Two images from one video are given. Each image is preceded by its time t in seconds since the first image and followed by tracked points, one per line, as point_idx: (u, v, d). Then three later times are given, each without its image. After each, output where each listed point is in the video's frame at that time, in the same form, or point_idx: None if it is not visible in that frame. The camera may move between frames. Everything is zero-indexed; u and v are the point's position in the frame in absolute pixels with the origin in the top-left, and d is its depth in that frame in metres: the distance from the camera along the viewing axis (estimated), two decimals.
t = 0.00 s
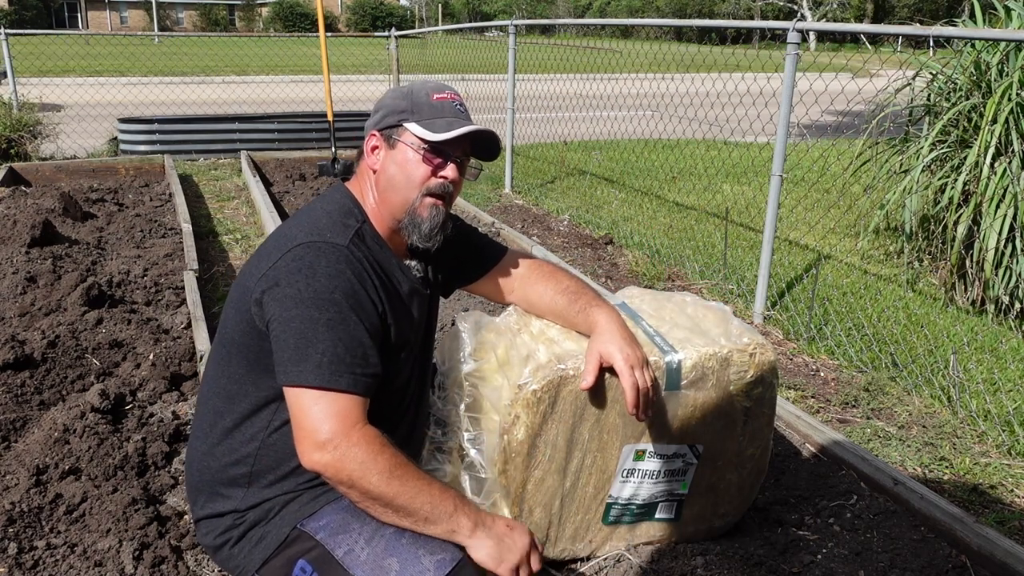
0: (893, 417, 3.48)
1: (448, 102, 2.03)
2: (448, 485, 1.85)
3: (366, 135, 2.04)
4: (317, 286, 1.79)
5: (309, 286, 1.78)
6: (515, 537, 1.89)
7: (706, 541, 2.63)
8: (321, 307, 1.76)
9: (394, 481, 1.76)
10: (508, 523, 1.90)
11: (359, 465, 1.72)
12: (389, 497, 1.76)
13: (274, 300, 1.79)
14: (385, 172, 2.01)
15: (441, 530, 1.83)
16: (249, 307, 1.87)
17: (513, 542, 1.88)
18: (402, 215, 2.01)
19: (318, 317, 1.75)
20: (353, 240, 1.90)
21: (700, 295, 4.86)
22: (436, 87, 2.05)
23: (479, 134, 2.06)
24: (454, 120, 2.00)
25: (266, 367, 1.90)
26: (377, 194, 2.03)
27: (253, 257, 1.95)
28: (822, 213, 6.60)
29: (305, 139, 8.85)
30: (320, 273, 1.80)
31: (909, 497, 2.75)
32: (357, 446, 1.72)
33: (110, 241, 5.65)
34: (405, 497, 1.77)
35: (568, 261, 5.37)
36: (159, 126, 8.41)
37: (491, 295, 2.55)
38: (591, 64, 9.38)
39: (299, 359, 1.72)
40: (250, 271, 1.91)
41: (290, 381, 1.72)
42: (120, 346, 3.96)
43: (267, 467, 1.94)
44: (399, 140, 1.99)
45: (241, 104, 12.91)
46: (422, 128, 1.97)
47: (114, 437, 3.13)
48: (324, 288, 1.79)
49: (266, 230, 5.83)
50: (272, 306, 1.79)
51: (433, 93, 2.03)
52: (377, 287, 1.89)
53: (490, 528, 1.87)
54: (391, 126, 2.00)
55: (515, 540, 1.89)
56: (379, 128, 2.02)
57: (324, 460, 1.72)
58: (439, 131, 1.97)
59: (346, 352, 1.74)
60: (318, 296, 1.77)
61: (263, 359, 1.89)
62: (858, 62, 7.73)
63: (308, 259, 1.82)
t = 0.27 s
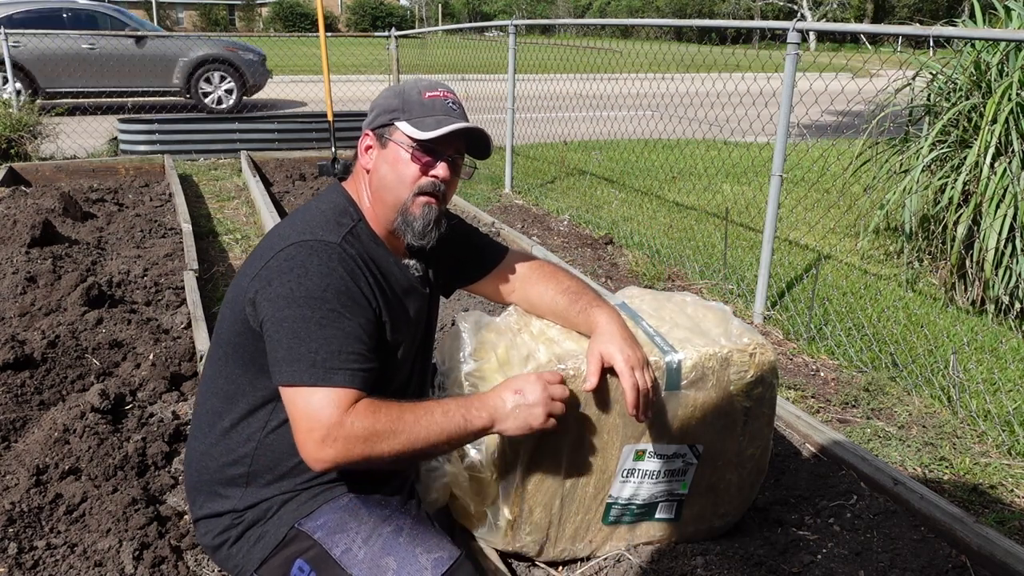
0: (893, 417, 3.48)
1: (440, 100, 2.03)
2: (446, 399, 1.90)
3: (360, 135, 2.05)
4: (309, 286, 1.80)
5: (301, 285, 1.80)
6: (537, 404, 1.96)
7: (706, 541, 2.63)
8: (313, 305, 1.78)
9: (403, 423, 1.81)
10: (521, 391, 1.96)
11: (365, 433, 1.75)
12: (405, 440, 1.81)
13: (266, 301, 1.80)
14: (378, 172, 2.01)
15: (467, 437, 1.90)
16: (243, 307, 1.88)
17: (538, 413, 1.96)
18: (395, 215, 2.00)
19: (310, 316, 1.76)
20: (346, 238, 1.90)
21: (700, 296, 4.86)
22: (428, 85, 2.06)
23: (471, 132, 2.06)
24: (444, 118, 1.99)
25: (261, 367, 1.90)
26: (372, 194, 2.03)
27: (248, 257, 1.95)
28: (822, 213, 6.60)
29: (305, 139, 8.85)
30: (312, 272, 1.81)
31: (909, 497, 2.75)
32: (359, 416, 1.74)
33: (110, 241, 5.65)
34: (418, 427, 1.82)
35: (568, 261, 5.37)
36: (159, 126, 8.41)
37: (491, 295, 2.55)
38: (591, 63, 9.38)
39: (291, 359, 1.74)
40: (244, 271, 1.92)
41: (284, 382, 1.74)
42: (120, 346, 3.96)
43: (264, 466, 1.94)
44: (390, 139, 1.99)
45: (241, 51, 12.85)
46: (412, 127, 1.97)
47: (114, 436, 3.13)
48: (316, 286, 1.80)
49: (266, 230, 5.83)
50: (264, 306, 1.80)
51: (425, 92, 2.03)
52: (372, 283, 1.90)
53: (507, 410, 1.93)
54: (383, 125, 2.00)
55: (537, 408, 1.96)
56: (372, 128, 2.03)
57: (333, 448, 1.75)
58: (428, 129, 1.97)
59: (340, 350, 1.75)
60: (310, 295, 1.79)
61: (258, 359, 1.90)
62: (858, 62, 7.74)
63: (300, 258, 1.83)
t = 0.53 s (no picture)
0: (893, 417, 3.48)
1: (433, 99, 2.03)
2: (451, 335, 1.90)
3: (356, 134, 2.06)
4: (323, 280, 1.81)
5: (316, 280, 1.81)
6: (522, 297, 1.96)
7: (706, 541, 2.63)
8: (334, 296, 1.80)
9: (434, 369, 1.82)
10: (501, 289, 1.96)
11: (409, 396, 1.77)
12: (444, 386, 1.82)
13: (278, 301, 1.80)
14: (371, 171, 2.01)
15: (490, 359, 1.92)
16: (248, 310, 1.87)
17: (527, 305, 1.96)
18: (387, 215, 2.00)
19: (334, 307, 1.78)
20: (347, 233, 1.92)
21: (700, 296, 4.86)
22: (422, 84, 2.06)
23: (465, 130, 2.06)
24: (436, 117, 1.99)
25: (265, 367, 1.89)
26: (366, 193, 2.03)
27: (247, 262, 1.95)
28: (822, 213, 6.60)
29: (305, 139, 8.85)
30: (323, 267, 1.83)
31: (909, 497, 2.75)
32: (401, 383, 1.76)
33: (110, 241, 5.65)
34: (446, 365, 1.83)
35: (567, 261, 5.37)
36: (159, 126, 8.41)
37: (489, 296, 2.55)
38: (591, 63, 9.38)
39: (326, 350, 1.75)
40: (245, 274, 1.91)
41: (322, 377, 1.75)
42: (120, 346, 3.96)
43: (265, 466, 1.94)
44: (383, 138, 2.00)
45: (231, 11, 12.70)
46: (404, 126, 1.97)
47: (114, 436, 3.13)
48: (330, 280, 1.82)
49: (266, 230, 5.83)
50: (278, 307, 1.80)
51: (419, 91, 2.04)
52: (380, 273, 1.93)
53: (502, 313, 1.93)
54: (377, 124, 2.00)
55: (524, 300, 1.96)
56: (367, 127, 2.03)
57: (392, 425, 1.76)
58: (419, 129, 1.97)
59: (371, 332, 1.78)
60: (328, 288, 1.80)
61: (262, 359, 1.89)
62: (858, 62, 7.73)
63: (307, 256, 1.84)
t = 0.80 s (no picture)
0: (893, 417, 3.48)
1: (436, 99, 2.02)
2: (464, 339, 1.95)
3: (358, 134, 2.06)
4: (333, 283, 1.82)
5: (326, 283, 1.82)
6: (534, 298, 2.03)
7: (706, 541, 2.63)
8: (345, 299, 1.81)
9: (449, 373, 1.87)
10: (514, 291, 2.03)
11: (425, 398, 1.81)
12: (459, 388, 1.87)
13: (287, 304, 1.81)
14: (375, 171, 2.02)
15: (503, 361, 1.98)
16: (253, 311, 1.87)
17: (538, 306, 2.04)
18: (391, 215, 2.01)
19: (346, 311, 1.80)
20: (353, 235, 1.92)
21: (700, 296, 4.86)
22: (425, 85, 2.05)
23: (467, 131, 2.05)
24: (439, 118, 1.99)
25: (269, 369, 1.90)
26: (369, 194, 2.03)
27: (251, 262, 1.94)
28: (822, 213, 6.60)
29: (305, 139, 8.85)
30: (332, 270, 1.83)
31: (909, 497, 2.75)
32: (416, 387, 1.80)
33: (110, 241, 5.65)
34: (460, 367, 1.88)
35: (567, 262, 5.37)
36: (159, 126, 8.41)
37: (490, 295, 2.55)
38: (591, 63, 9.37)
39: (341, 353, 1.77)
40: (250, 276, 1.91)
41: (334, 380, 1.78)
42: (120, 346, 3.96)
43: (266, 466, 1.94)
44: (386, 139, 1.99)
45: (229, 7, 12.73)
46: (407, 127, 1.97)
47: (114, 437, 3.13)
48: (340, 283, 1.83)
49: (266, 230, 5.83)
50: (287, 310, 1.81)
51: (422, 91, 2.03)
52: (387, 274, 1.94)
53: (514, 313, 2.01)
54: (380, 125, 2.00)
55: (536, 300, 2.04)
56: (370, 127, 2.03)
57: (407, 426, 1.80)
58: (422, 129, 1.96)
59: (384, 335, 1.80)
60: (338, 291, 1.81)
61: (267, 361, 1.89)
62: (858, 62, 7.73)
63: (315, 258, 1.84)
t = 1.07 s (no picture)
0: (893, 417, 3.48)
1: (441, 101, 2.01)
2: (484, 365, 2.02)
3: (361, 134, 2.05)
4: (338, 284, 1.82)
5: (332, 285, 1.82)
6: (557, 337, 2.14)
7: (706, 541, 2.63)
8: (351, 301, 1.81)
9: (462, 392, 1.91)
10: (540, 330, 2.13)
11: (432, 407, 1.84)
12: (467, 405, 1.91)
13: (292, 305, 1.81)
14: (379, 172, 2.01)
15: (515, 389, 2.06)
16: (257, 311, 1.87)
17: (560, 346, 2.15)
18: (394, 215, 2.01)
19: (351, 313, 1.80)
20: (357, 236, 1.92)
21: (699, 296, 4.86)
22: (429, 86, 2.04)
23: (471, 133, 2.04)
24: (443, 120, 1.98)
25: (271, 369, 1.90)
26: (373, 194, 2.03)
27: (254, 262, 1.94)
28: (822, 213, 6.60)
29: (305, 139, 8.85)
30: (337, 271, 1.83)
31: (909, 497, 2.75)
32: (426, 399, 1.82)
33: (110, 241, 5.65)
34: (472, 387, 1.93)
35: (567, 262, 5.37)
36: (159, 126, 8.42)
37: (491, 295, 2.55)
38: (591, 63, 9.37)
39: (345, 355, 1.78)
40: (253, 275, 1.90)
41: (337, 381, 1.78)
42: (120, 346, 3.96)
43: (267, 466, 1.94)
44: (391, 140, 1.99)
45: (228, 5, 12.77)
46: (412, 129, 1.96)
47: (114, 437, 3.13)
48: (345, 284, 1.83)
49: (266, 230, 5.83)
50: (292, 310, 1.81)
51: (426, 92, 2.02)
52: (391, 275, 1.94)
53: (536, 350, 2.12)
54: (384, 126, 2.00)
55: (559, 339, 2.15)
56: (373, 128, 2.02)
57: (410, 434, 1.81)
58: (427, 131, 1.95)
59: (389, 337, 1.81)
60: (343, 293, 1.82)
61: (269, 361, 1.89)
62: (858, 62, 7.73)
63: (320, 259, 1.84)
